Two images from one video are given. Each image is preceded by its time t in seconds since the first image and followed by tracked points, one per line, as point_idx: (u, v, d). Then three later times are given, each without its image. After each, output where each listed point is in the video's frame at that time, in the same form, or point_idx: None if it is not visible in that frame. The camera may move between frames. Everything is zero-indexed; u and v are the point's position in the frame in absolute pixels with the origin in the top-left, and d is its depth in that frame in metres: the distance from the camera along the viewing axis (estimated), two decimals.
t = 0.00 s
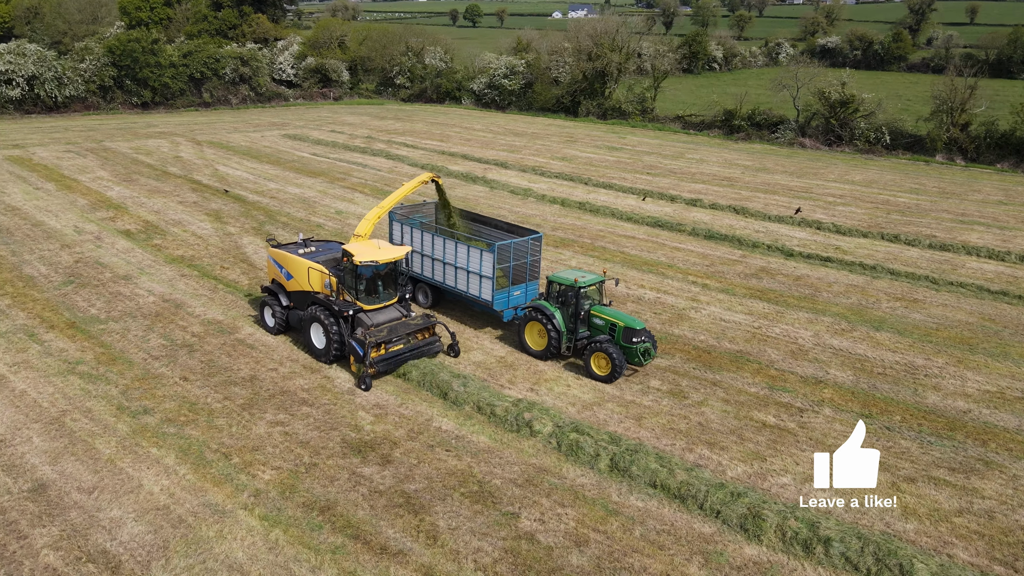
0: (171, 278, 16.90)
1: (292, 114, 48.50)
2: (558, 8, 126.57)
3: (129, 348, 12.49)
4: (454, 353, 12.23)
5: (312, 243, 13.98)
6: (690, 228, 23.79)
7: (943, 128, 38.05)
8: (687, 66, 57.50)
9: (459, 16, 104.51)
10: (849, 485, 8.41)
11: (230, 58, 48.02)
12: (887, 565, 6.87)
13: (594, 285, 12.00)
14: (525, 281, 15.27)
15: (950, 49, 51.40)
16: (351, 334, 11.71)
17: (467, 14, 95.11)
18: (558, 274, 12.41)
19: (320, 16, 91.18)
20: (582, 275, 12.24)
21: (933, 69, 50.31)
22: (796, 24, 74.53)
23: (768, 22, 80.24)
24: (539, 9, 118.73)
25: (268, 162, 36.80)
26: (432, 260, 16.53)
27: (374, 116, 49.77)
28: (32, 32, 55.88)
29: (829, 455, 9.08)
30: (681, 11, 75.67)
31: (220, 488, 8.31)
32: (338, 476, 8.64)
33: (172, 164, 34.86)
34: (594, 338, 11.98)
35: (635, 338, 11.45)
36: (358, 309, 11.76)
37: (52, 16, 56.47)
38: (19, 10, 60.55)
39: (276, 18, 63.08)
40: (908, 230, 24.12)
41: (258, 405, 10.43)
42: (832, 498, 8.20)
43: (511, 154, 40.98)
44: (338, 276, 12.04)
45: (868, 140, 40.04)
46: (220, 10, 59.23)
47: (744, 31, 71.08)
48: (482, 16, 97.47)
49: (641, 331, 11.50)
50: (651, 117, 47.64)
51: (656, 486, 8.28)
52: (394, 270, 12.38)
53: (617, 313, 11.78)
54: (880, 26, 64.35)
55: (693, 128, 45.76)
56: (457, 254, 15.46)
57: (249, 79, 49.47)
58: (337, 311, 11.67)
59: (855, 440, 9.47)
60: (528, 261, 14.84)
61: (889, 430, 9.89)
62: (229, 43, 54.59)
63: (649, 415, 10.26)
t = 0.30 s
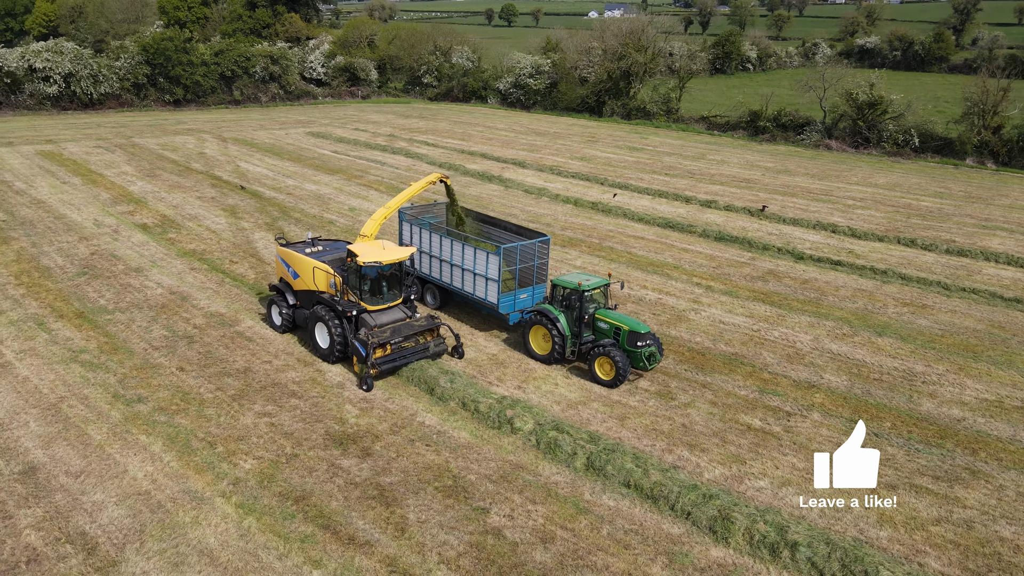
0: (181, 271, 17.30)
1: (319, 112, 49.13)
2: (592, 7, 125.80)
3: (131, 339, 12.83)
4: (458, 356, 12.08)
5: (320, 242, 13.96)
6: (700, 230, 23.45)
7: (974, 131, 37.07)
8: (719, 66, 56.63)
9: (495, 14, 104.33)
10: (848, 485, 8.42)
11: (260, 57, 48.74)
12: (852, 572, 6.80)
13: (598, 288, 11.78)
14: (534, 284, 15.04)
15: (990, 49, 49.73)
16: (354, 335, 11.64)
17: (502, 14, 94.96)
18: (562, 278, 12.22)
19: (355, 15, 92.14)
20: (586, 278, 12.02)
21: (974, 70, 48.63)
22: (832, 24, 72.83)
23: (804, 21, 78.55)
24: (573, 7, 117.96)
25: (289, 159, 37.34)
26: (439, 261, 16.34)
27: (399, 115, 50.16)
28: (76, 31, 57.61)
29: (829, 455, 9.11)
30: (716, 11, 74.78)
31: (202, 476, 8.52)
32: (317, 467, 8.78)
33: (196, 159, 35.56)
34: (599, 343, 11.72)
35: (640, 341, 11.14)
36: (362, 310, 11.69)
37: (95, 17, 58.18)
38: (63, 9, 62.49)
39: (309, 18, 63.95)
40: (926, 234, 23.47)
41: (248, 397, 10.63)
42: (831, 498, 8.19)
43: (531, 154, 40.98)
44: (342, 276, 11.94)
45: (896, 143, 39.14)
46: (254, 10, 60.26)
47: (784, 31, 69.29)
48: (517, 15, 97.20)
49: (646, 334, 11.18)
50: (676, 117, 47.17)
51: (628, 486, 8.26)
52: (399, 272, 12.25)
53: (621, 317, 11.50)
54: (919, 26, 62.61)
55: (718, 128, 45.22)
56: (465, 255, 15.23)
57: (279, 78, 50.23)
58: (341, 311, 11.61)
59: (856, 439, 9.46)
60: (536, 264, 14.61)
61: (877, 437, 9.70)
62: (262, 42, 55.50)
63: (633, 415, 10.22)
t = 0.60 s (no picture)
0: (190, 264, 17.68)
1: (345, 110, 49.70)
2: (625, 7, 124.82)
3: (135, 329, 13.17)
4: (462, 357, 11.93)
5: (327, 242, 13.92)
6: (712, 231, 23.12)
7: (1005, 133, 36.09)
8: (751, 66, 55.69)
9: (529, 14, 104.06)
10: (849, 485, 8.42)
11: (289, 56, 49.62)
12: None
13: (604, 292, 11.55)
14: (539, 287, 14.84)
15: None
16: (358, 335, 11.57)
17: (537, 13, 94.69)
18: (568, 281, 12.01)
19: (388, 15, 93.00)
20: (591, 281, 11.78)
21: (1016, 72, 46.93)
22: (870, 23, 71.17)
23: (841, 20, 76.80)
24: (607, 6, 117.12)
25: (309, 156, 37.82)
26: (445, 261, 16.13)
27: (423, 113, 50.47)
28: (116, 29, 59.33)
29: (829, 454, 9.11)
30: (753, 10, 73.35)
31: (186, 463, 8.72)
32: (298, 458, 8.93)
33: (218, 155, 36.21)
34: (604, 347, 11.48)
35: (645, 346, 10.85)
36: (366, 310, 11.61)
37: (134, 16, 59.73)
38: (106, 8, 64.55)
39: (340, 18, 64.72)
40: (945, 238, 22.84)
41: (240, 388, 10.84)
42: (831, 498, 8.20)
43: (550, 153, 40.92)
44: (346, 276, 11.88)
45: (925, 145, 38.18)
46: (287, 9, 61.17)
47: (821, 31, 67.90)
48: (552, 15, 96.74)
49: (651, 339, 10.89)
50: (701, 118, 46.62)
51: (603, 485, 8.26)
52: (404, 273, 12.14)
53: (626, 321, 11.21)
54: (959, 26, 60.74)
55: (742, 130, 44.67)
56: (471, 256, 14.99)
57: (307, 76, 50.99)
58: (344, 311, 11.54)
59: (855, 440, 9.46)
60: (543, 266, 14.39)
61: (864, 443, 9.53)
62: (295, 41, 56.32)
63: (618, 415, 10.19)
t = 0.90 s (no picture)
0: (202, 258, 18.11)
1: (371, 108, 50.20)
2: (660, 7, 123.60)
3: (141, 320, 13.54)
4: (467, 361, 11.79)
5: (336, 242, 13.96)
6: (725, 232, 22.75)
7: None
8: (785, 67, 54.64)
9: (563, 14, 103.62)
10: (849, 485, 8.44)
11: (318, 55, 50.38)
12: None
13: (610, 296, 11.40)
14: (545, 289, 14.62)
15: None
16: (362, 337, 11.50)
17: (571, 13, 94.35)
18: (575, 286, 11.86)
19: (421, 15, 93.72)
20: (600, 286, 11.64)
21: None
22: (911, 24, 69.15)
23: (880, 20, 74.72)
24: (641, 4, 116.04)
25: (331, 154, 38.30)
26: (451, 261, 15.96)
27: (448, 112, 50.70)
28: (155, 28, 61.09)
29: (830, 454, 9.12)
30: (790, 9, 71.88)
31: (174, 451, 8.96)
32: (284, 449, 9.10)
33: (241, 152, 36.86)
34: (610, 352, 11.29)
35: (651, 353, 10.68)
36: (371, 311, 11.58)
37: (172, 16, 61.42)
38: (146, 9, 66.64)
39: (371, 17, 65.41)
40: (967, 244, 22.17)
41: (235, 380, 11.07)
42: (831, 497, 8.23)
43: (570, 153, 40.82)
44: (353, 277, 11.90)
45: (955, 148, 37.23)
46: (319, 9, 62.04)
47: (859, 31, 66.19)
48: (587, 15, 96.19)
49: (658, 346, 10.71)
50: (726, 119, 45.98)
51: (579, 484, 8.27)
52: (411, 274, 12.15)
53: (633, 327, 11.06)
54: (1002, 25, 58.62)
55: (768, 131, 44.00)
56: (477, 256, 14.80)
57: (335, 75, 51.68)
58: (349, 312, 11.48)
59: (856, 440, 9.48)
60: (550, 269, 14.19)
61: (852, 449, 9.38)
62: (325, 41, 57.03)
63: (604, 415, 10.18)
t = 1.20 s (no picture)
0: (214, 253, 18.50)
1: (396, 107, 50.55)
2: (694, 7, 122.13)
3: (149, 312, 13.90)
4: (471, 365, 11.62)
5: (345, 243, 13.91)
6: (737, 234, 22.34)
7: None
8: (820, 68, 53.40)
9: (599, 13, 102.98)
10: (848, 485, 8.46)
11: (346, 54, 51.02)
12: None
13: (619, 301, 11.12)
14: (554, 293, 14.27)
15: None
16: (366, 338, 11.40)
17: (607, 12, 93.72)
18: (583, 289, 11.59)
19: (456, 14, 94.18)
20: (608, 290, 11.38)
21: None
22: (954, 25, 66.97)
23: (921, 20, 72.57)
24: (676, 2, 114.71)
25: (352, 152, 38.67)
26: (457, 261, 15.61)
27: (472, 112, 50.81)
28: (193, 28, 62.72)
29: (829, 454, 9.12)
30: (828, 9, 70.22)
31: (166, 440, 9.19)
32: (272, 441, 9.27)
33: (264, 149, 37.36)
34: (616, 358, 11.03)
35: (658, 360, 10.40)
36: (375, 313, 11.45)
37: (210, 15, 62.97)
38: (186, 9, 68.58)
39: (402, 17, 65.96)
40: (989, 250, 21.50)
41: (232, 372, 11.29)
42: (831, 497, 8.25)
43: (590, 153, 40.64)
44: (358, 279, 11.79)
45: (987, 152, 36.28)
46: (351, 8, 62.79)
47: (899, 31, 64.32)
48: (622, 15, 95.44)
49: (666, 353, 10.42)
50: (752, 120, 45.29)
51: (558, 483, 8.29)
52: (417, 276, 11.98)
53: (641, 333, 10.78)
54: None
55: (794, 133, 43.26)
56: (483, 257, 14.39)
57: (363, 74, 52.22)
58: (354, 314, 11.39)
59: (856, 440, 9.49)
60: (558, 272, 13.87)
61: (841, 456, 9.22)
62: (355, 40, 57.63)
63: (592, 415, 10.17)
